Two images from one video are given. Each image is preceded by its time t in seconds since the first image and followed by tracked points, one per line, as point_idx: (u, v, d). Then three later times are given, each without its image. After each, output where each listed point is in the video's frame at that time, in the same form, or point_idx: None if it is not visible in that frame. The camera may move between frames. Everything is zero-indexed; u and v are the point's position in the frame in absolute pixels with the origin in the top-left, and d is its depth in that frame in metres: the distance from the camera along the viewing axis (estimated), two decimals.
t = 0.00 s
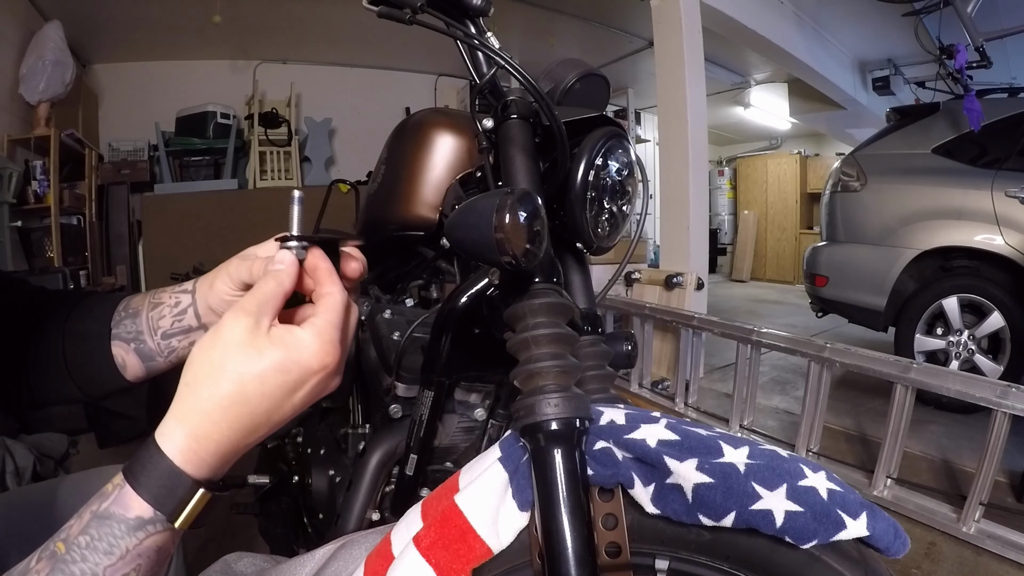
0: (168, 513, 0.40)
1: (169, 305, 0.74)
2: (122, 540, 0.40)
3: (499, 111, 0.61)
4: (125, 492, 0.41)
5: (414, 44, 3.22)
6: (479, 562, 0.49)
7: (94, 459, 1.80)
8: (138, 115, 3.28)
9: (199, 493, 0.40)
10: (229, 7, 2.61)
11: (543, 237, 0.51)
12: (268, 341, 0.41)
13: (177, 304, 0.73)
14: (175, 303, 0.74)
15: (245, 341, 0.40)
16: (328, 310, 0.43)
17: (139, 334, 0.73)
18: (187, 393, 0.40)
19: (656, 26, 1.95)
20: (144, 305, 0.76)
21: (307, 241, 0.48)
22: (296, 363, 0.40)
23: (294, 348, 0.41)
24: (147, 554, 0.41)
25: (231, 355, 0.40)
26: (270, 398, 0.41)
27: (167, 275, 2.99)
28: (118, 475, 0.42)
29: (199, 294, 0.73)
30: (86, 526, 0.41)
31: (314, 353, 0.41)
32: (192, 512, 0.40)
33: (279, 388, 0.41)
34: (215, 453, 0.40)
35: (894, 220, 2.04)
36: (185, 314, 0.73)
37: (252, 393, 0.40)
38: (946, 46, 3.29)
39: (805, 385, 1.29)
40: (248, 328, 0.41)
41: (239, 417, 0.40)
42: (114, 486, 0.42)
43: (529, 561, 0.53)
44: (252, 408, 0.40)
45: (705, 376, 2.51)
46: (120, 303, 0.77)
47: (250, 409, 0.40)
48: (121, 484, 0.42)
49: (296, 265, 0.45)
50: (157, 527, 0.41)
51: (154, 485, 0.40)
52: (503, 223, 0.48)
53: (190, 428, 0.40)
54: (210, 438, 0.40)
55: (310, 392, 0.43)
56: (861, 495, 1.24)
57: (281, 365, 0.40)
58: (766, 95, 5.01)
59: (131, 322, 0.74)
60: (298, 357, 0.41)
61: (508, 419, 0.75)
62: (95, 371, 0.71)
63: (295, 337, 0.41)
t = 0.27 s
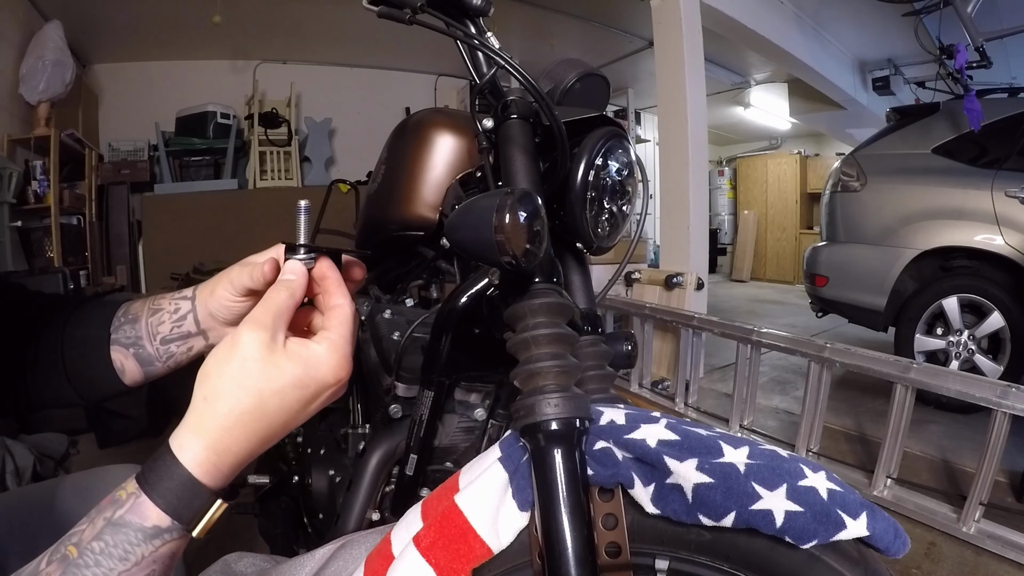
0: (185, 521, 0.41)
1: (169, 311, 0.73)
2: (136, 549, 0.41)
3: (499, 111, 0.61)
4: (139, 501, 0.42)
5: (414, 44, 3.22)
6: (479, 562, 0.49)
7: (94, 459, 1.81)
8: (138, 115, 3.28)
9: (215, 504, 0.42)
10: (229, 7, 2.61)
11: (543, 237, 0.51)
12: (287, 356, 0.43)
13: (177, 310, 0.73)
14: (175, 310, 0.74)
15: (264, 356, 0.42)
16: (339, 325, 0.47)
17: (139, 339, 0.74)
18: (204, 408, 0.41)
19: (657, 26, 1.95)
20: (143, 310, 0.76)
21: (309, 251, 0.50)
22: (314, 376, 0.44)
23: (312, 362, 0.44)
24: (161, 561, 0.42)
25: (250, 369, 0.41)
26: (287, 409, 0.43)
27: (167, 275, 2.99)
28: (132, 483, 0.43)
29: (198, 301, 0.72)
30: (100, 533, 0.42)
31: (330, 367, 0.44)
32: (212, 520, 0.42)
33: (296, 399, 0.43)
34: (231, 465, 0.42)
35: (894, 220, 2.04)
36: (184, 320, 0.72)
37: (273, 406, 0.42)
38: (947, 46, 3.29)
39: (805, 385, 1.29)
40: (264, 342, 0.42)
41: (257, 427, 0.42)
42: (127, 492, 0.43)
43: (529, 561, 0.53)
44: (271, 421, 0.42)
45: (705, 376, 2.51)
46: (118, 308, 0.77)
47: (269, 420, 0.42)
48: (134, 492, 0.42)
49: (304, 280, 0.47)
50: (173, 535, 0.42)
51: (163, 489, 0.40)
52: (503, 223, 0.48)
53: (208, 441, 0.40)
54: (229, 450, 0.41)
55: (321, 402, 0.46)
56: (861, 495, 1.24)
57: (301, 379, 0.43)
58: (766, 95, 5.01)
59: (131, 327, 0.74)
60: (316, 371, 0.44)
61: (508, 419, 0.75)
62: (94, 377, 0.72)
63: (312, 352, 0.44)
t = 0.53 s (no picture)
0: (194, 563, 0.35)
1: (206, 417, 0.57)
2: None
3: (499, 111, 0.61)
4: (148, 535, 0.35)
5: (414, 44, 3.22)
6: (480, 562, 0.49)
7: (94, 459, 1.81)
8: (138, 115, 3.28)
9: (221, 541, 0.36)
10: (229, 7, 2.62)
11: (543, 237, 0.51)
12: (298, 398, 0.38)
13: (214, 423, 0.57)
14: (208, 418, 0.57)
15: (272, 400, 0.36)
16: (350, 359, 0.41)
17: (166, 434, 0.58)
18: (206, 462, 0.35)
19: (657, 26, 1.95)
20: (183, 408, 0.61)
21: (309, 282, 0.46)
22: (328, 419, 0.39)
23: (324, 401, 0.39)
24: None
25: (258, 415, 0.36)
26: (300, 455, 0.38)
27: (167, 275, 2.99)
28: (142, 513, 0.36)
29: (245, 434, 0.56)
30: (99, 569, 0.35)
31: (342, 405, 0.40)
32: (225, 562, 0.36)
33: (309, 444, 0.38)
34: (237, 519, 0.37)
35: (894, 220, 2.04)
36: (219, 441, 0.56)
37: (285, 453, 0.37)
38: (946, 46, 3.29)
39: (805, 385, 1.29)
40: (271, 384, 0.37)
41: (267, 476, 0.37)
42: (136, 525, 0.36)
43: (529, 561, 0.53)
44: (284, 469, 0.37)
45: (705, 376, 2.51)
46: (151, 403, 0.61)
47: (279, 470, 0.37)
48: (144, 525, 0.36)
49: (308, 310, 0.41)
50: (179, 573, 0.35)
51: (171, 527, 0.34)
52: (502, 224, 0.48)
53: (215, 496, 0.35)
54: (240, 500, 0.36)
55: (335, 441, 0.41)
56: (862, 495, 1.24)
57: (313, 421, 0.38)
58: (766, 95, 5.01)
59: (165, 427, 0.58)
60: (330, 410, 0.39)
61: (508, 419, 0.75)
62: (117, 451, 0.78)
63: (323, 391, 0.39)
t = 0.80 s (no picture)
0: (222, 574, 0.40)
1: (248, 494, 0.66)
2: None
3: (499, 111, 0.61)
4: (182, 548, 0.41)
5: (414, 44, 3.22)
6: (479, 562, 0.49)
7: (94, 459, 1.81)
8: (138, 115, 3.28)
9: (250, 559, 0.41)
10: (229, 7, 2.62)
11: (543, 237, 0.51)
12: (322, 428, 0.44)
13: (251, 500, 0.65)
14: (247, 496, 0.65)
15: (299, 429, 0.42)
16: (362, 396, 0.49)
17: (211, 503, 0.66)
18: (244, 483, 0.40)
19: (657, 26, 1.94)
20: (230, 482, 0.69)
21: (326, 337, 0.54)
22: (346, 447, 0.45)
23: (342, 431, 0.45)
24: None
25: (289, 443, 0.42)
26: (323, 478, 0.44)
27: (167, 275, 2.99)
28: (176, 527, 0.43)
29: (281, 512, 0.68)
30: None
31: (359, 433, 0.46)
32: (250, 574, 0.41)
33: (332, 469, 0.44)
34: (266, 534, 0.42)
35: (895, 220, 2.04)
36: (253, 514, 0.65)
37: (311, 476, 0.43)
38: (946, 46, 3.29)
39: (805, 385, 1.29)
40: (299, 416, 0.43)
41: (295, 496, 0.42)
42: (169, 538, 0.43)
43: (529, 561, 0.53)
44: (308, 490, 0.43)
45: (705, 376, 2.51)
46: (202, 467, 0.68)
47: (304, 492, 0.43)
48: (177, 540, 0.42)
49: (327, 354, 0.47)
50: None
51: (208, 542, 0.40)
52: (503, 224, 0.48)
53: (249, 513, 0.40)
54: (271, 517, 0.41)
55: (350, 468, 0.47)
56: (861, 495, 1.24)
57: (335, 448, 0.44)
58: (766, 95, 5.01)
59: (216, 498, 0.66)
60: (347, 439, 0.45)
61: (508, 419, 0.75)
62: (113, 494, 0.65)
63: (341, 422, 0.46)
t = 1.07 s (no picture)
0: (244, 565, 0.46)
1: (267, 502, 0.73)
2: None
3: (499, 111, 0.61)
4: (209, 541, 0.48)
5: (414, 44, 3.22)
6: (479, 562, 0.49)
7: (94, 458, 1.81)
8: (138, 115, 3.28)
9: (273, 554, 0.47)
10: (229, 7, 2.62)
11: (543, 237, 0.51)
12: (334, 428, 0.49)
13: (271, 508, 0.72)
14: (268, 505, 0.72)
15: (314, 432, 0.48)
16: (374, 396, 0.53)
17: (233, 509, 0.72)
18: (269, 480, 0.46)
19: (656, 26, 1.95)
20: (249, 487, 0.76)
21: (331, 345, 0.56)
22: (360, 443, 0.49)
23: (354, 430, 0.50)
24: None
25: (305, 444, 0.47)
26: (340, 474, 0.49)
27: (167, 275, 2.99)
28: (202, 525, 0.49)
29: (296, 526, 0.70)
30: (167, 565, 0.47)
31: (370, 431, 0.50)
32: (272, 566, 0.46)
33: (348, 465, 0.49)
34: (295, 525, 0.48)
35: (894, 220, 2.04)
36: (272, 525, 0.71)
37: (327, 472, 0.48)
38: (946, 45, 3.29)
39: (805, 385, 1.29)
40: (313, 419, 0.49)
41: (314, 492, 0.48)
42: (196, 534, 0.49)
43: (529, 561, 0.53)
44: (328, 485, 0.48)
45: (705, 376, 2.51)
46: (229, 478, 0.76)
47: (323, 488, 0.48)
48: (204, 535, 0.49)
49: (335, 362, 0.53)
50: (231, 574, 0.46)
51: (234, 539, 0.46)
52: (503, 224, 0.48)
53: (277, 505, 0.46)
54: (296, 510, 0.47)
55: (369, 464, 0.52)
56: (861, 495, 1.24)
57: (348, 446, 0.49)
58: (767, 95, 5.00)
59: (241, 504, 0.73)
60: (359, 436, 0.50)
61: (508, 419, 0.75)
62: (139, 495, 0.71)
63: (354, 422, 0.50)
